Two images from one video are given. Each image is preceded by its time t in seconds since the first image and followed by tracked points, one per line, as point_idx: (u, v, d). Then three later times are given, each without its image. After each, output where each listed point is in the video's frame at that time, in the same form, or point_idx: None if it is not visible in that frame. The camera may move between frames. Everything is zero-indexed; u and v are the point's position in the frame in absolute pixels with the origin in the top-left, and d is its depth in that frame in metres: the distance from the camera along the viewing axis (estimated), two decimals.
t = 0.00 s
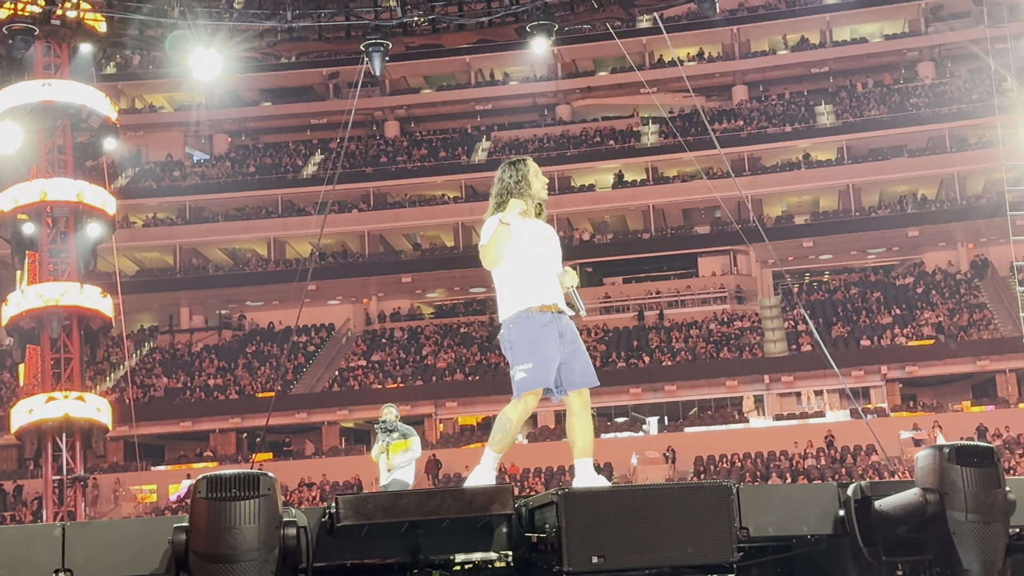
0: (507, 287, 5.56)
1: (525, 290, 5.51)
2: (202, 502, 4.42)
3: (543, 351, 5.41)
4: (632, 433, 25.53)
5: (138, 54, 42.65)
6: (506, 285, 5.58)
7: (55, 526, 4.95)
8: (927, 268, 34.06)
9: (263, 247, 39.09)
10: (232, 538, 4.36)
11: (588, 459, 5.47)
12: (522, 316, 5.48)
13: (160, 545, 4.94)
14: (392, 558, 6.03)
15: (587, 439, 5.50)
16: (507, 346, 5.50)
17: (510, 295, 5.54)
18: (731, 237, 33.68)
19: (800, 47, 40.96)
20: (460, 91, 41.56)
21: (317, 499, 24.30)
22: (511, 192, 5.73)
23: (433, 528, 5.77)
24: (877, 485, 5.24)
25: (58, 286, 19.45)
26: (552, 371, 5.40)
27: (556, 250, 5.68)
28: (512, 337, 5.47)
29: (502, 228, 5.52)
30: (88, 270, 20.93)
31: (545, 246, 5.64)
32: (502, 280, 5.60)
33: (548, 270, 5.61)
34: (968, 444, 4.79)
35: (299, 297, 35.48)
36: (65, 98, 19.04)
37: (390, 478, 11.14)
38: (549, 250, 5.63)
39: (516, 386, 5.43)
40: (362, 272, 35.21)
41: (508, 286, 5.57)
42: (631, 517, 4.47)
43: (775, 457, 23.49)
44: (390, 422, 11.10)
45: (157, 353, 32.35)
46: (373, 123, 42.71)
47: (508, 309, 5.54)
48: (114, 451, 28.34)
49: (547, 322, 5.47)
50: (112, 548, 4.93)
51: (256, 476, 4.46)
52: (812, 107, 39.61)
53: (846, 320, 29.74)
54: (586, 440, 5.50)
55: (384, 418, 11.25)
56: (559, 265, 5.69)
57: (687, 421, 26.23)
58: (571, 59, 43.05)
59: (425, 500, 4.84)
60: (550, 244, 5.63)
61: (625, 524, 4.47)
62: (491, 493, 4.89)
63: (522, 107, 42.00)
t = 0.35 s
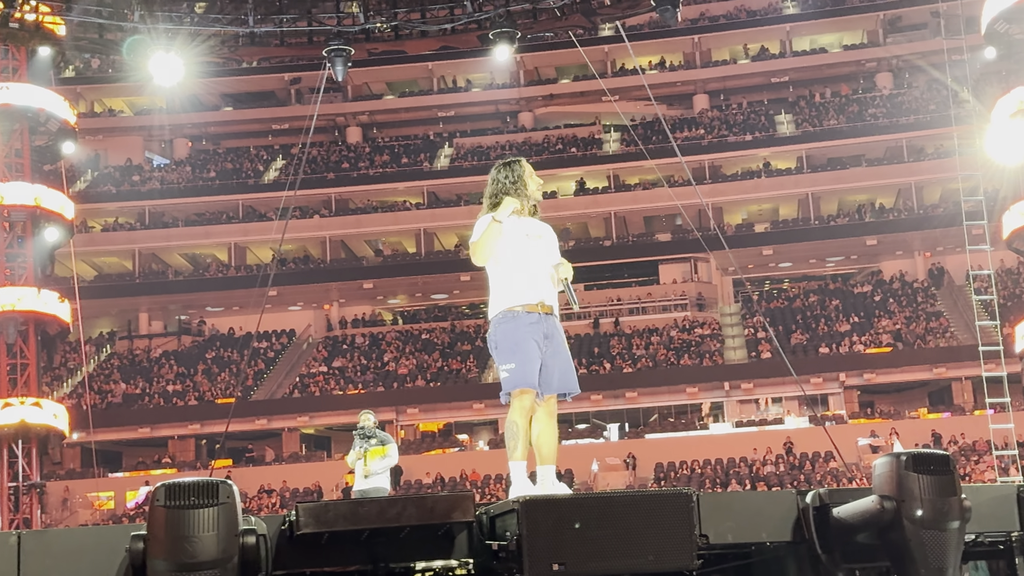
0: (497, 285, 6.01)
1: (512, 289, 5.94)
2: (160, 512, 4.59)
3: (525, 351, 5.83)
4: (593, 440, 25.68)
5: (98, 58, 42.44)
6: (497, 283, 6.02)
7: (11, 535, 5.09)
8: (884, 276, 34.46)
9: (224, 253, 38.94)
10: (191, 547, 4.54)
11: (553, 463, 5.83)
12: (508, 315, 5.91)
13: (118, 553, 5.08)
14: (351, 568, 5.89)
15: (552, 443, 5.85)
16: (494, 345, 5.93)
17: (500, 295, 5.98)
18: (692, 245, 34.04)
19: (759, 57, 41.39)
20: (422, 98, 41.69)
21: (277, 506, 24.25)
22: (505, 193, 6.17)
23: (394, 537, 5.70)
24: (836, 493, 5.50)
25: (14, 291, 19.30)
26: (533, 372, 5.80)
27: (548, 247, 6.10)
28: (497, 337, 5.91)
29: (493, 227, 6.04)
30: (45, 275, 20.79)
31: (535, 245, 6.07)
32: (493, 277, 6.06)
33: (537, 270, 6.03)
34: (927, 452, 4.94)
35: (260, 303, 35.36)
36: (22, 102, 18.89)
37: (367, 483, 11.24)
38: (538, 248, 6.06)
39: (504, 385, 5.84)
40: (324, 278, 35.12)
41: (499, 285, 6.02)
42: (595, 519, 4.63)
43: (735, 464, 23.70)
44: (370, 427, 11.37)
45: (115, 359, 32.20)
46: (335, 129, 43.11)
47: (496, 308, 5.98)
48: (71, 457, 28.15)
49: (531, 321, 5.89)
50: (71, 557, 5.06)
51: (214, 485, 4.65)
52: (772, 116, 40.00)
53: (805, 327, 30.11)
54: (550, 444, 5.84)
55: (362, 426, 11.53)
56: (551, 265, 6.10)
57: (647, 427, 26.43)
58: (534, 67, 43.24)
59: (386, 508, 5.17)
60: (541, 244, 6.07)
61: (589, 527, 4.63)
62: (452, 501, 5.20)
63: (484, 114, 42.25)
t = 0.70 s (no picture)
0: (473, 285, 6.21)
1: (486, 290, 6.15)
2: (127, 515, 4.76)
3: (497, 354, 6.02)
4: (563, 442, 25.77)
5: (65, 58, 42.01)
6: (473, 282, 6.22)
7: None
8: (854, 280, 34.76)
9: (193, 255, 38.77)
10: (159, 550, 4.71)
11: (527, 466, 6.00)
12: (481, 317, 6.12)
13: (85, 556, 5.41)
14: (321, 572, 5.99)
15: (526, 446, 6.02)
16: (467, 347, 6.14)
17: (474, 295, 6.19)
18: (663, 248, 34.24)
19: (730, 61, 41.56)
20: (395, 100, 41.51)
21: (246, 510, 24.20)
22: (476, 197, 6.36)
23: (364, 540, 5.85)
24: (806, 495, 5.73)
25: None
26: (504, 376, 5.99)
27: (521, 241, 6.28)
28: (471, 339, 6.11)
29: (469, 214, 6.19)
30: (12, 273, 20.58)
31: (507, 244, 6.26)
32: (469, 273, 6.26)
33: (511, 270, 6.22)
34: (895, 456, 5.20)
35: (230, 305, 35.23)
36: None
37: (359, 488, 10.79)
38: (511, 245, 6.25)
39: (476, 388, 6.04)
40: (295, 280, 34.95)
41: (474, 283, 6.22)
42: (567, 525, 4.87)
43: (705, 467, 23.84)
44: (360, 431, 10.81)
45: (82, 360, 32.01)
46: (306, 131, 43.00)
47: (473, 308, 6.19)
48: (38, 460, 27.98)
49: (504, 323, 6.09)
50: (40, 558, 5.38)
51: (180, 489, 4.82)
52: (743, 120, 40.14)
53: (775, 330, 30.31)
54: (525, 447, 6.01)
55: (351, 429, 10.96)
56: (525, 260, 6.29)
57: (617, 430, 26.55)
58: (505, 70, 43.30)
59: (354, 512, 5.21)
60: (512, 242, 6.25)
61: (562, 532, 4.86)
62: (421, 505, 5.23)
63: (456, 117, 42.27)
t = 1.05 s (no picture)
0: (461, 285, 6.16)
1: (475, 293, 6.09)
2: (110, 517, 4.71)
3: (487, 356, 6.00)
4: (546, 445, 25.80)
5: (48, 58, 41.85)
6: (460, 281, 6.17)
7: None
8: (836, 282, 34.94)
9: (175, 256, 38.73)
10: (141, 553, 4.67)
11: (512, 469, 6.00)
12: (471, 318, 6.09)
13: (66, 559, 5.45)
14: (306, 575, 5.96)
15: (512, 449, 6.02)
16: (456, 347, 6.11)
17: (463, 297, 6.15)
18: (647, 250, 34.33)
19: (713, 64, 41.68)
20: (379, 101, 41.49)
21: (228, 512, 24.17)
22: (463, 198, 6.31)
23: (348, 541, 5.79)
24: (787, 497, 5.78)
25: None
26: (493, 379, 5.98)
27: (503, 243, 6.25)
28: (460, 340, 6.08)
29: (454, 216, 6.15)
30: None
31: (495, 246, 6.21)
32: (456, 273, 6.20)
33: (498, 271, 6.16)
34: (879, 458, 5.20)
35: (212, 307, 35.19)
36: None
37: (352, 489, 10.42)
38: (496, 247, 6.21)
39: (464, 390, 6.02)
40: (277, 281, 34.89)
41: (462, 284, 6.17)
42: (550, 527, 4.84)
43: (688, 469, 23.92)
44: (357, 430, 10.54)
45: (64, 361, 31.95)
46: (289, 132, 42.91)
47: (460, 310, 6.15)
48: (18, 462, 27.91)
49: (494, 324, 6.06)
50: (25, 561, 5.44)
51: (162, 491, 4.76)
52: (726, 123, 40.27)
53: (758, 333, 30.43)
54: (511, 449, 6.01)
55: (348, 429, 10.69)
56: (512, 261, 6.23)
57: (600, 432, 26.61)
58: (489, 72, 43.31)
59: (339, 513, 5.19)
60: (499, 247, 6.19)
61: (547, 533, 4.84)
62: (406, 506, 5.21)
63: (439, 118, 42.27)
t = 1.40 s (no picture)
0: (458, 284, 6.16)
1: (473, 291, 6.10)
2: (104, 518, 4.71)
3: (486, 357, 5.99)
4: (539, 446, 25.83)
5: (40, 59, 41.72)
6: (457, 280, 6.18)
7: None
8: (828, 284, 35.02)
9: (168, 257, 38.70)
10: (135, 554, 4.66)
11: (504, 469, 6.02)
12: (468, 318, 6.08)
13: (61, 559, 5.41)
14: None
15: (504, 451, 6.04)
16: (455, 347, 6.09)
17: (461, 297, 6.14)
18: (639, 252, 34.37)
19: (706, 65, 41.72)
20: (371, 103, 41.54)
21: (220, 513, 24.18)
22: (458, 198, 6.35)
23: (341, 543, 5.82)
24: (781, 498, 5.73)
25: None
26: (494, 379, 5.97)
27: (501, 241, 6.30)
28: (460, 340, 6.06)
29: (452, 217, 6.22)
30: None
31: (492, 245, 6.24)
32: (452, 273, 6.21)
33: (496, 268, 6.20)
34: (871, 459, 5.24)
35: (205, 308, 35.16)
36: None
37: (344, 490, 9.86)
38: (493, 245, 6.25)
39: (463, 390, 6.00)
40: (270, 282, 34.84)
41: (459, 282, 6.17)
42: (543, 527, 4.84)
43: (680, 470, 23.96)
44: (353, 430, 10.07)
45: (55, 363, 31.90)
46: (281, 134, 42.86)
47: (458, 307, 6.14)
48: (10, 464, 27.91)
49: (493, 324, 6.07)
50: (14, 562, 5.40)
51: (155, 491, 4.77)
52: (718, 124, 40.35)
53: (750, 334, 30.48)
54: (504, 450, 6.03)
55: (346, 430, 10.27)
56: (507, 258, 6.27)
57: (593, 433, 26.64)
58: (482, 73, 43.33)
59: (333, 514, 5.19)
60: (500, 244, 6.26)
61: (540, 534, 4.84)
62: (399, 507, 5.21)
63: (432, 120, 42.29)
